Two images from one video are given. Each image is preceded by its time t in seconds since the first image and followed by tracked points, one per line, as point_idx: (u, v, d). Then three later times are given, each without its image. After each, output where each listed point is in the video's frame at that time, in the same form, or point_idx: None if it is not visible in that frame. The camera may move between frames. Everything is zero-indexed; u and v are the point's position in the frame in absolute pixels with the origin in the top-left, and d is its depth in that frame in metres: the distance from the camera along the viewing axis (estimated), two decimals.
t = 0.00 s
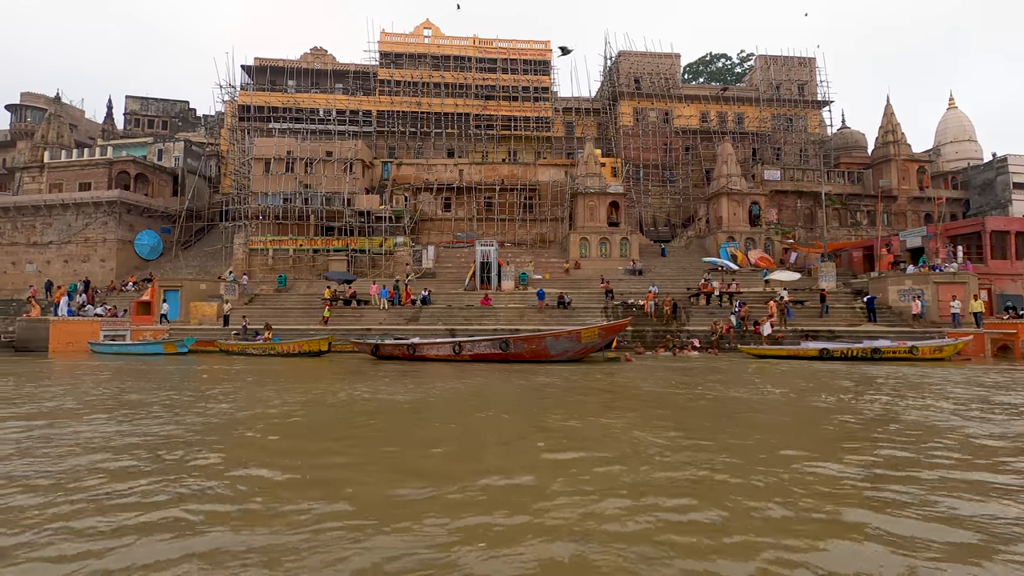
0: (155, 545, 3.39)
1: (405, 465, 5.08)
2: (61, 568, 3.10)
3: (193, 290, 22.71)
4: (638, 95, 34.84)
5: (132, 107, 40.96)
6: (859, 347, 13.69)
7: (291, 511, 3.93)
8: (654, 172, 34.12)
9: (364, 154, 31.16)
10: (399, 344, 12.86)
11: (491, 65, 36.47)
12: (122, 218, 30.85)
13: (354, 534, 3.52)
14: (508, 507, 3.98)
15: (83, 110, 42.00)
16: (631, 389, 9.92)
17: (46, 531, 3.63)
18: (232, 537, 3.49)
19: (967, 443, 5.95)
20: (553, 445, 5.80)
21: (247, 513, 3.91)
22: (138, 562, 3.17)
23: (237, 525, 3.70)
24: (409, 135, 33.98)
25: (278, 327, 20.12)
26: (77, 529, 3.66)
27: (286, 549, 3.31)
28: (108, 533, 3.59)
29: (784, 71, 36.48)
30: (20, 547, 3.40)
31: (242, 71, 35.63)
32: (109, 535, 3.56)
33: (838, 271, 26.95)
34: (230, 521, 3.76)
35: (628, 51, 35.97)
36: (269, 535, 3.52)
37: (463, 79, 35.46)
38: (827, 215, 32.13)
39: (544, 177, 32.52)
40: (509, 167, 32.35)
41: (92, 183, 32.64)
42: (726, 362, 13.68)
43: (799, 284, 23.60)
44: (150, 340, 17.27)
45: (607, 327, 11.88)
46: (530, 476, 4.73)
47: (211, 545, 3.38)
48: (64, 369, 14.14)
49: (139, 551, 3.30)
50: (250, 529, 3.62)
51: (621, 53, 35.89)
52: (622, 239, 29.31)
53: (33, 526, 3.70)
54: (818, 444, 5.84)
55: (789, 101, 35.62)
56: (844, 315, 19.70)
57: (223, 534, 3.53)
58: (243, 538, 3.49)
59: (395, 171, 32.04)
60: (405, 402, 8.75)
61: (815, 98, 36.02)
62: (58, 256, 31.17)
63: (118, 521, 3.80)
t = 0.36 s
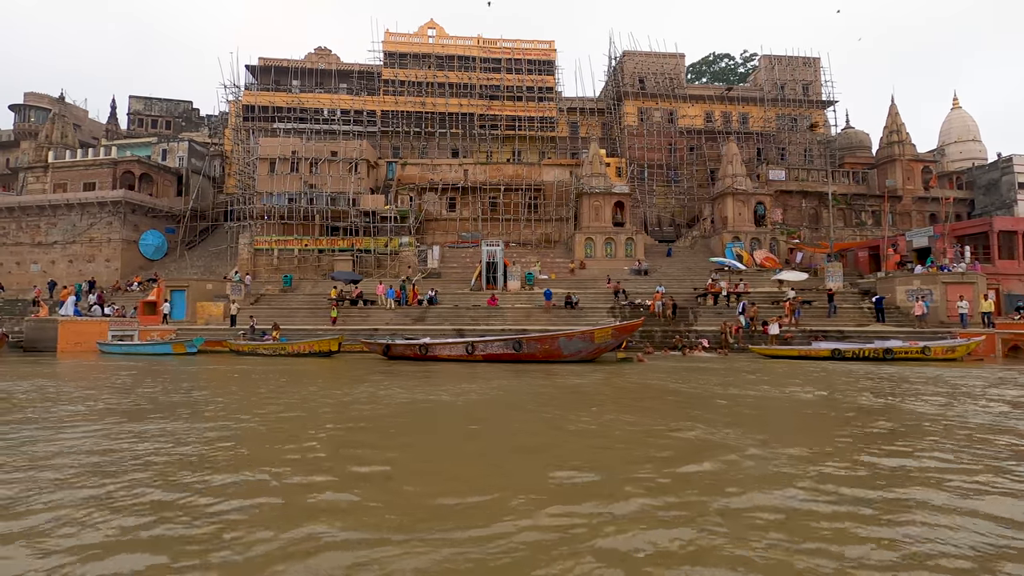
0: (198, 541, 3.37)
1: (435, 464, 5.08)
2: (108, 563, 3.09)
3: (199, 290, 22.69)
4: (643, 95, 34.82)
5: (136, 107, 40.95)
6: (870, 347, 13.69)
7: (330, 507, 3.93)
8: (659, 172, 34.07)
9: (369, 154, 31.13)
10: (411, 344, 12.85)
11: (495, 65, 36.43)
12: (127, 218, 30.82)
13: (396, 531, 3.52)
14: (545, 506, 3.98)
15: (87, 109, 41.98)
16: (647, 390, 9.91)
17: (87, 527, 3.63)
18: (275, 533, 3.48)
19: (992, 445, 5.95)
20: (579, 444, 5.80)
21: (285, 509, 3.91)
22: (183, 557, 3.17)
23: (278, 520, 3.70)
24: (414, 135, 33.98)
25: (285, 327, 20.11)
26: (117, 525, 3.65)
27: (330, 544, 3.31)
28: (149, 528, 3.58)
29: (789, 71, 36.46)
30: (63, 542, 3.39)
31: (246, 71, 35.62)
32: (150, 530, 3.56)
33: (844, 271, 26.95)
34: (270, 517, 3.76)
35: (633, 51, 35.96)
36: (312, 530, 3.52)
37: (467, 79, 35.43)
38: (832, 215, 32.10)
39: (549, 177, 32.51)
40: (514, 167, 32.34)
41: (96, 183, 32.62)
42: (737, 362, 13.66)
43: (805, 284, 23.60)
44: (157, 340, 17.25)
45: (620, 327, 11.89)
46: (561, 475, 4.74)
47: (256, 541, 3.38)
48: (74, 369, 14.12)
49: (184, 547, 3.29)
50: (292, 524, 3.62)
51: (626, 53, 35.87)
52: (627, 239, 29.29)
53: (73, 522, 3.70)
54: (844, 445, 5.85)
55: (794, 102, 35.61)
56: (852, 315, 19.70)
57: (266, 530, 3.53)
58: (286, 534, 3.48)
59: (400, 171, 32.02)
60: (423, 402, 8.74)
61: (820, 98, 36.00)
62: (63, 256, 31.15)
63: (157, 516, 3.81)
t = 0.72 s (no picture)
0: (237, 535, 3.35)
1: (465, 460, 5.06)
2: (153, 560, 3.05)
3: (205, 290, 22.65)
4: (648, 95, 34.78)
5: (139, 107, 40.94)
6: (882, 347, 13.69)
7: (365, 502, 3.92)
8: (663, 172, 34.04)
9: (374, 154, 31.10)
10: (423, 344, 12.81)
11: (500, 65, 36.40)
12: (132, 218, 30.77)
13: (439, 526, 3.49)
14: (584, 501, 3.96)
15: (90, 110, 41.95)
16: (664, 390, 9.89)
17: (125, 522, 3.59)
18: (317, 527, 3.45)
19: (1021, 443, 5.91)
20: (606, 442, 5.79)
21: (323, 503, 3.89)
22: (229, 552, 3.13)
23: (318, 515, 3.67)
24: (418, 135, 33.97)
25: (292, 328, 20.06)
26: (156, 521, 3.62)
27: (376, 538, 3.28)
28: (189, 524, 3.55)
29: (793, 71, 36.45)
30: (104, 538, 3.36)
31: (250, 71, 35.59)
32: (189, 526, 3.52)
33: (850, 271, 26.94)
34: (309, 513, 3.72)
35: (638, 51, 35.91)
36: (354, 525, 3.49)
37: (472, 79, 35.41)
38: (838, 215, 32.07)
39: (554, 177, 32.46)
40: (519, 167, 32.31)
41: (101, 183, 32.58)
42: (749, 362, 13.62)
43: (812, 284, 23.57)
44: (165, 340, 17.21)
45: (634, 327, 11.88)
46: (593, 472, 4.72)
47: (296, 535, 3.35)
48: (83, 369, 14.08)
49: (223, 542, 3.26)
50: (333, 519, 3.59)
51: (631, 53, 35.83)
52: (633, 240, 29.27)
53: (113, 519, 3.67)
54: (871, 442, 5.84)
55: (798, 102, 35.59)
56: (860, 316, 19.67)
57: (308, 525, 3.50)
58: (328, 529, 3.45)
59: (405, 171, 31.99)
60: (440, 402, 8.71)
61: (824, 98, 35.96)
62: (67, 256, 31.13)
63: (196, 512, 3.78)
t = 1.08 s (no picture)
0: (285, 540, 3.36)
1: (494, 465, 5.02)
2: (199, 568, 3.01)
3: (212, 290, 22.63)
4: (652, 95, 34.77)
5: (143, 107, 40.93)
6: (894, 347, 13.67)
7: (405, 507, 3.92)
8: (668, 172, 34.01)
9: (379, 154, 31.08)
10: (435, 344, 12.78)
11: (504, 65, 36.37)
12: (137, 218, 30.75)
13: (481, 534, 3.45)
14: (624, 505, 3.96)
15: (94, 110, 41.94)
16: (680, 391, 9.86)
17: (162, 529, 3.55)
18: (363, 533, 3.45)
19: None
20: (634, 445, 5.75)
21: (361, 510, 3.85)
22: (274, 561, 3.10)
23: (358, 522, 3.63)
24: (422, 135, 33.95)
25: (300, 328, 20.05)
26: (194, 527, 3.58)
27: (424, 543, 3.29)
28: (228, 531, 3.51)
29: (798, 71, 36.43)
30: (145, 545, 3.32)
31: (255, 71, 35.57)
32: (228, 533, 3.48)
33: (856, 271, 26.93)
34: (348, 519, 3.68)
35: (642, 51, 35.89)
36: (396, 534, 3.46)
37: (476, 79, 35.41)
38: (843, 215, 32.05)
39: (559, 177, 32.45)
40: (524, 167, 32.28)
41: (105, 183, 32.57)
42: (761, 362, 13.61)
43: (819, 284, 23.55)
44: (174, 340, 17.20)
45: (647, 327, 11.87)
46: (626, 476, 4.68)
47: (343, 540, 3.36)
48: (93, 370, 14.05)
49: (272, 546, 3.27)
50: (376, 524, 3.59)
51: (635, 53, 35.81)
52: (638, 239, 29.26)
53: (150, 525, 3.63)
54: (900, 445, 5.80)
55: (803, 102, 35.57)
56: (868, 316, 19.66)
57: (353, 530, 3.49)
58: (371, 536, 3.41)
59: (410, 171, 31.98)
60: (458, 404, 8.67)
61: (829, 98, 35.94)
62: (72, 256, 31.13)
63: (233, 518, 3.74)
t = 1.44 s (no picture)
0: (328, 539, 3.37)
1: (526, 467, 4.99)
2: (249, 570, 2.99)
3: (219, 290, 22.62)
4: (657, 95, 34.74)
5: (147, 107, 40.93)
6: (906, 347, 13.68)
7: (441, 508, 3.93)
8: (673, 172, 34.00)
9: (385, 154, 31.07)
10: (447, 345, 12.78)
11: (509, 64, 36.34)
12: (142, 218, 30.75)
13: (527, 537, 3.43)
14: (660, 506, 3.97)
15: (97, 110, 41.93)
16: (696, 392, 9.86)
17: (207, 530, 3.54)
18: (405, 534, 3.46)
19: None
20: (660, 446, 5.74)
21: (401, 513, 3.82)
22: (322, 562, 3.08)
23: (401, 525, 3.60)
24: (427, 135, 33.92)
25: (307, 328, 20.05)
26: (237, 528, 3.56)
27: (468, 546, 3.30)
28: (272, 532, 3.50)
29: (803, 71, 36.41)
30: (191, 546, 3.30)
31: (259, 71, 35.57)
32: (273, 534, 3.46)
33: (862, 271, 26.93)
34: (390, 522, 3.65)
35: (647, 51, 35.87)
36: (441, 537, 3.42)
37: (481, 78, 35.38)
38: (848, 215, 32.03)
39: (564, 177, 32.44)
40: (529, 167, 32.27)
41: (110, 183, 32.56)
42: (773, 363, 13.61)
43: (826, 284, 23.53)
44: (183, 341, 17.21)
45: (659, 328, 11.89)
46: (659, 476, 4.66)
47: (386, 540, 3.37)
48: (104, 370, 14.06)
49: (316, 547, 3.28)
50: (417, 525, 3.60)
51: (640, 53, 35.79)
52: (643, 239, 29.25)
53: (192, 525, 3.61)
54: (929, 446, 5.77)
55: (808, 101, 35.54)
56: (876, 316, 19.65)
57: (394, 530, 3.51)
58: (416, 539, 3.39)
59: (415, 171, 31.98)
60: (475, 405, 8.66)
61: (834, 97, 35.91)
62: (77, 256, 31.14)
63: (275, 519, 3.72)
